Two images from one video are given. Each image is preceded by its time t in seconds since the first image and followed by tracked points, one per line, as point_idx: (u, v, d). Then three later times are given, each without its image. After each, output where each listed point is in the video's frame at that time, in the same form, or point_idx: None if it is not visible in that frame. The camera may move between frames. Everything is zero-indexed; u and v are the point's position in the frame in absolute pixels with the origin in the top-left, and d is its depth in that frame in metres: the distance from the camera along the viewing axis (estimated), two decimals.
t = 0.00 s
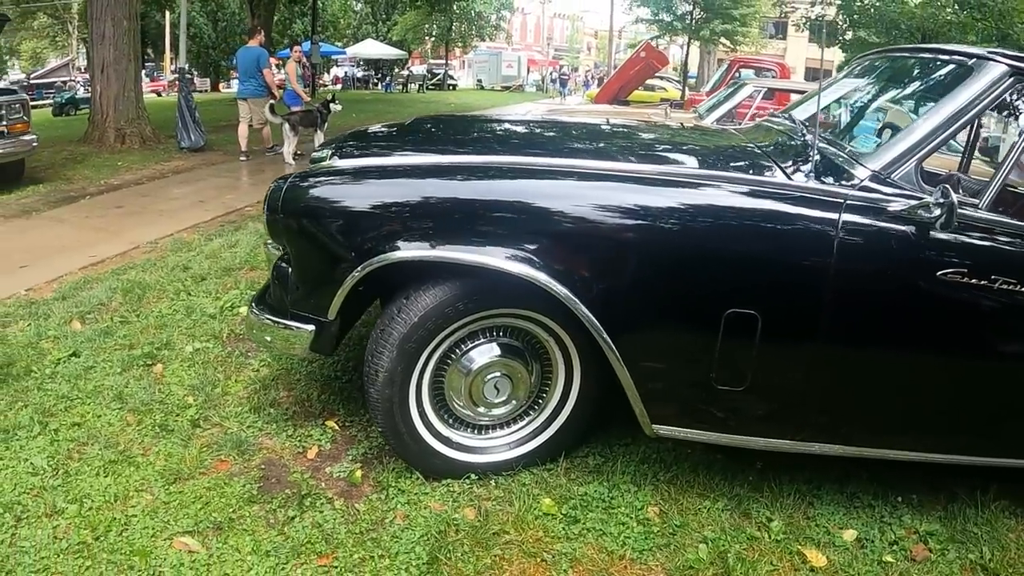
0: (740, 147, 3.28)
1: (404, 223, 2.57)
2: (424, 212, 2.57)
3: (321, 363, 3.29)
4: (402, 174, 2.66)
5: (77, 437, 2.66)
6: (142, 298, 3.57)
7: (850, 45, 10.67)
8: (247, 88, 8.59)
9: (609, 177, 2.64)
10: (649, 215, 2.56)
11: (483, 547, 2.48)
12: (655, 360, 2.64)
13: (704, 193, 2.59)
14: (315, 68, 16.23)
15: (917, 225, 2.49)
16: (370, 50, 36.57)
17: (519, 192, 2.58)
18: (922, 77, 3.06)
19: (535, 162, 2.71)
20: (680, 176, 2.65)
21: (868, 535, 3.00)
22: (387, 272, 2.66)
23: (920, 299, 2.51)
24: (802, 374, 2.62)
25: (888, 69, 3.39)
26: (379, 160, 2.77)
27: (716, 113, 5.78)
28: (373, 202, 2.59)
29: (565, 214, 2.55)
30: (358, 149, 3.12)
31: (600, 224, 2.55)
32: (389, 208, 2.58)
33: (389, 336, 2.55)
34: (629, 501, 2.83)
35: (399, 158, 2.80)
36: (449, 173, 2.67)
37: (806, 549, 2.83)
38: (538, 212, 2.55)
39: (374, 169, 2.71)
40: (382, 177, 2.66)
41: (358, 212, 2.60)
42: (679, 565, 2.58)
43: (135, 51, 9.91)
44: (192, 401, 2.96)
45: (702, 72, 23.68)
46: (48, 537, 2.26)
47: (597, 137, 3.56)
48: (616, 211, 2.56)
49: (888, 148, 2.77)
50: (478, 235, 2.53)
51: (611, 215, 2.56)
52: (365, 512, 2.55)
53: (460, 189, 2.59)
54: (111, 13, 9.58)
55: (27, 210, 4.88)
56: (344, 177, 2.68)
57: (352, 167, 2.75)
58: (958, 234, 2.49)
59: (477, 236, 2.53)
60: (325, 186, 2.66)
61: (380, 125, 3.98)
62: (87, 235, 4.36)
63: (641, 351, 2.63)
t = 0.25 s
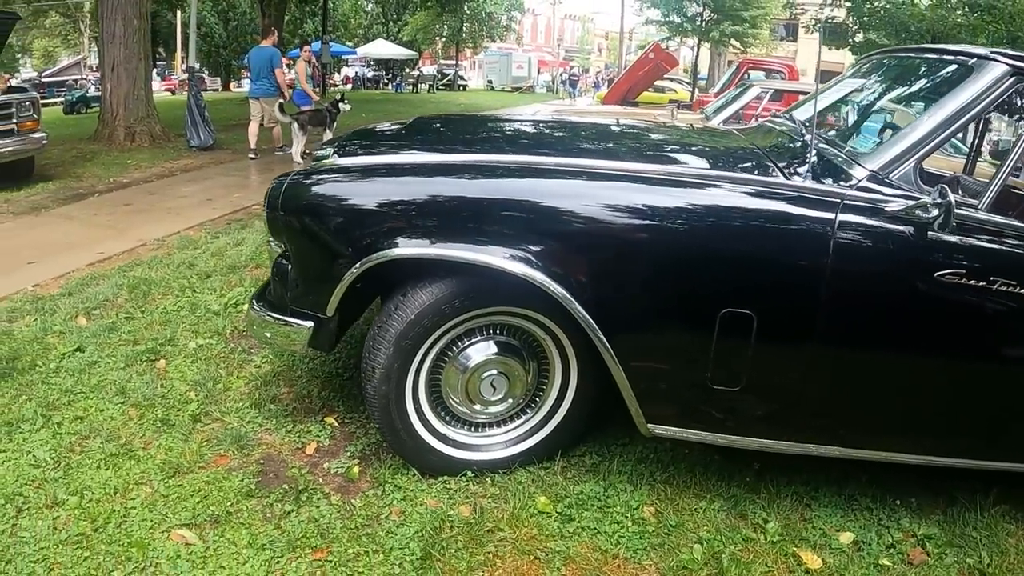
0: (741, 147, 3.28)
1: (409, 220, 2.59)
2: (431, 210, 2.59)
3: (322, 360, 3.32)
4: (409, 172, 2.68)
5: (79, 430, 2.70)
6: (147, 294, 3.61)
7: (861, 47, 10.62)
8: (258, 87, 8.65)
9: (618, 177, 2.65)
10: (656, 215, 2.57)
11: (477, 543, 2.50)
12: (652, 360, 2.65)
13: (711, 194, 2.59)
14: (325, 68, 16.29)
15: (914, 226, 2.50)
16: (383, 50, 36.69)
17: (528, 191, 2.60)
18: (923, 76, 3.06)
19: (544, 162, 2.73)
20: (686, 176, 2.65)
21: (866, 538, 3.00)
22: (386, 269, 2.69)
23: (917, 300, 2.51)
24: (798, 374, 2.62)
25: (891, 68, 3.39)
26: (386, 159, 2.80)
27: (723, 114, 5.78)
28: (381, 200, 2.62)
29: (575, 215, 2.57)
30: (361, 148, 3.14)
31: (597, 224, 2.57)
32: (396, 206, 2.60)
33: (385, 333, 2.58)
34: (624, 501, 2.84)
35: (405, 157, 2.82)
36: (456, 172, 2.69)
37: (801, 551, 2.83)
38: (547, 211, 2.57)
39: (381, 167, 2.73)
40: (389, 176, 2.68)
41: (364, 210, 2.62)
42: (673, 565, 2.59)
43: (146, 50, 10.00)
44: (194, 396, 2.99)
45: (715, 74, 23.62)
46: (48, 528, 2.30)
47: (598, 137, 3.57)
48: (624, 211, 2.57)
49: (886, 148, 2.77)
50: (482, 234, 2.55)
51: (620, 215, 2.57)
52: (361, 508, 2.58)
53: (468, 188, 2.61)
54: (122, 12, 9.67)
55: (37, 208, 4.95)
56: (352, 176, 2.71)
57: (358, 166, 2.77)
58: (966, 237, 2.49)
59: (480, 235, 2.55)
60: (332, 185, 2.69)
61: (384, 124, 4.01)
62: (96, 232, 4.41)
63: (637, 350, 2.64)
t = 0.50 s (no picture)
0: (741, 147, 3.28)
1: (413, 218, 2.61)
2: (435, 208, 2.61)
3: (323, 357, 3.35)
4: (413, 171, 2.70)
5: (80, 425, 2.74)
6: (150, 292, 3.65)
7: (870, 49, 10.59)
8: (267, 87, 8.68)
9: (626, 177, 2.66)
10: (662, 215, 2.58)
11: (470, 541, 2.52)
12: (647, 360, 2.66)
13: (716, 194, 2.60)
14: (330, 66, 16.34)
15: (910, 227, 2.50)
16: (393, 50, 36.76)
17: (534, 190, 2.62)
18: (923, 76, 3.05)
19: (547, 160, 2.74)
20: (691, 176, 2.66)
21: (862, 540, 3.00)
22: (383, 267, 2.72)
23: (911, 301, 2.51)
24: (793, 374, 2.63)
25: (892, 69, 3.38)
26: (390, 157, 2.81)
27: (728, 114, 5.77)
28: (385, 198, 2.64)
29: (584, 215, 2.58)
30: (361, 146, 3.17)
31: (593, 224, 2.58)
32: (401, 204, 2.62)
33: (382, 330, 2.60)
34: (619, 500, 2.85)
35: (410, 155, 2.84)
36: (462, 170, 2.71)
37: (796, 552, 2.83)
38: (556, 211, 2.59)
39: (387, 166, 2.75)
40: (394, 174, 2.70)
41: (369, 208, 2.64)
42: (666, 564, 2.60)
43: (153, 50, 10.08)
44: (194, 392, 3.03)
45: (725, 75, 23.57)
46: (47, 520, 2.34)
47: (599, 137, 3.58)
48: (630, 211, 2.59)
49: (882, 148, 2.77)
50: (483, 233, 2.58)
51: (626, 215, 2.58)
52: (356, 504, 2.60)
53: (474, 186, 2.63)
54: (130, 12, 9.72)
55: (44, 206, 5.01)
56: (357, 174, 2.73)
57: (363, 163, 2.79)
58: (968, 237, 2.49)
59: (482, 234, 2.58)
60: (337, 182, 2.71)
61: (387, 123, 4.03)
62: (102, 230, 4.46)
63: (632, 350, 2.66)
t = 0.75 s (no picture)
0: (740, 147, 3.29)
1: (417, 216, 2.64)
2: (441, 206, 2.63)
3: (323, 353, 3.38)
4: (418, 169, 2.73)
5: (82, 418, 2.79)
6: (155, 288, 3.71)
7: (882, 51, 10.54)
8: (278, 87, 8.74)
9: (636, 176, 2.68)
10: (670, 214, 2.60)
11: (463, 536, 2.54)
12: (641, 358, 2.67)
13: (724, 194, 2.61)
14: (342, 66, 16.43)
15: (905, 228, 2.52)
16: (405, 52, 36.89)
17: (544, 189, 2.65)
18: (921, 75, 3.05)
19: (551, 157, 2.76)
20: (698, 175, 2.67)
21: (857, 542, 3.00)
22: (380, 263, 2.75)
23: (904, 301, 2.52)
24: (786, 373, 2.64)
25: (892, 67, 3.38)
26: (396, 154, 2.84)
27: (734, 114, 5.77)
28: (391, 196, 2.67)
29: (594, 214, 2.61)
30: (362, 144, 3.20)
31: (588, 223, 2.60)
32: (406, 202, 2.65)
33: (377, 327, 2.64)
34: (613, 498, 2.87)
35: (414, 152, 2.86)
36: (469, 167, 2.73)
37: (790, 553, 2.83)
38: (568, 211, 2.61)
39: (392, 163, 2.78)
40: (398, 171, 2.73)
41: (373, 206, 2.67)
42: (658, 563, 2.61)
43: (163, 50, 10.18)
44: (195, 387, 3.07)
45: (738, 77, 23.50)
46: (47, 510, 2.39)
47: (600, 136, 3.60)
48: (636, 210, 2.61)
49: (878, 147, 2.77)
50: (479, 231, 2.60)
51: (633, 215, 2.61)
52: (351, 499, 2.64)
53: (481, 184, 2.65)
54: (139, 11, 9.84)
55: (54, 203, 5.08)
56: (363, 171, 2.75)
57: (369, 160, 2.82)
58: (962, 238, 2.50)
59: (484, 233, 2.60)
60: (343, 179, 2.73)
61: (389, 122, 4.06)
62: (110, 227, 4.52)
63: (626, 349, 2.67)
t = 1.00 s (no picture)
0: (737, 147, 3.30)
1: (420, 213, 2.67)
2: (447, 204, 2.66)
3: (323, 350, 3.42)
4: (423, 167, 2.76)
5: (83, 412, 2.83)
6: (159, 285, 3.76)
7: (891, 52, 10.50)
8: (287, 86, 8.79)
9: (643, 177, 2.69)
10: (676, 215, 2.61)
11: (455, 532, 2.57)
12: (635, 357, 2.69)
13: (727, 194, 2.63)
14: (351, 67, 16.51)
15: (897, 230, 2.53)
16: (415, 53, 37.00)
17: (551, 188, 2.67)
18: (918, 74, 3.05)
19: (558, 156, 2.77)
20: (703, 176, 2.69)
21: (851, 542, 3.00)
22: (377, 261, 2.78)
23: (895, 300, 2.53)
24: (778, 372, 2.65)
25: (890, 67, 3.38)
26: (402, 152, 2.86)
27: (738, 115, 5.77)
28: (394, 195, 2.69)
29: (601, 215, 2.63)
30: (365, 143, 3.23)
31: (582, 224, 2.62)
32: (409, 199, 2.68)
33: (372, 323, 2.67)
34: (607, 496, 2.89)
35: (419, 151, 2.89)
36: (475, 166, 2.75)
37: (782, 553, 2.84)
38: (575, 211, 2.63)
39: (398, 162, 2.81)
40: (402, 170, 2.76)
41: (377, 204, 2.70)
42: (649, 561, 2.63)
43: (170, 50, 10.27)
44: (195, 382, 3.11)
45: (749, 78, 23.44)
46: (47, 502, 2.43)
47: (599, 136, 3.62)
48: (640, 210, 2.63)
49: (872, 146, 2.78)
50: (475, 229, 2.63)
51: (638, 214, 2.62)
52: (346, 494, 2.67)
53: (487, 183, 2.67)
54: (146, 12, 9.92)
55: (60, 201, 5.14)
56: (367, 169, 2.79)
57: (374, 158, 2.85)
58: (954, 237, 2.51)
59: (484, 232, 2.63)
60: (348, 177, 2.77)
61: (391, 122, 4.10)
62: (116, 225, 4.58)
63: (620, 348, 2.69)
